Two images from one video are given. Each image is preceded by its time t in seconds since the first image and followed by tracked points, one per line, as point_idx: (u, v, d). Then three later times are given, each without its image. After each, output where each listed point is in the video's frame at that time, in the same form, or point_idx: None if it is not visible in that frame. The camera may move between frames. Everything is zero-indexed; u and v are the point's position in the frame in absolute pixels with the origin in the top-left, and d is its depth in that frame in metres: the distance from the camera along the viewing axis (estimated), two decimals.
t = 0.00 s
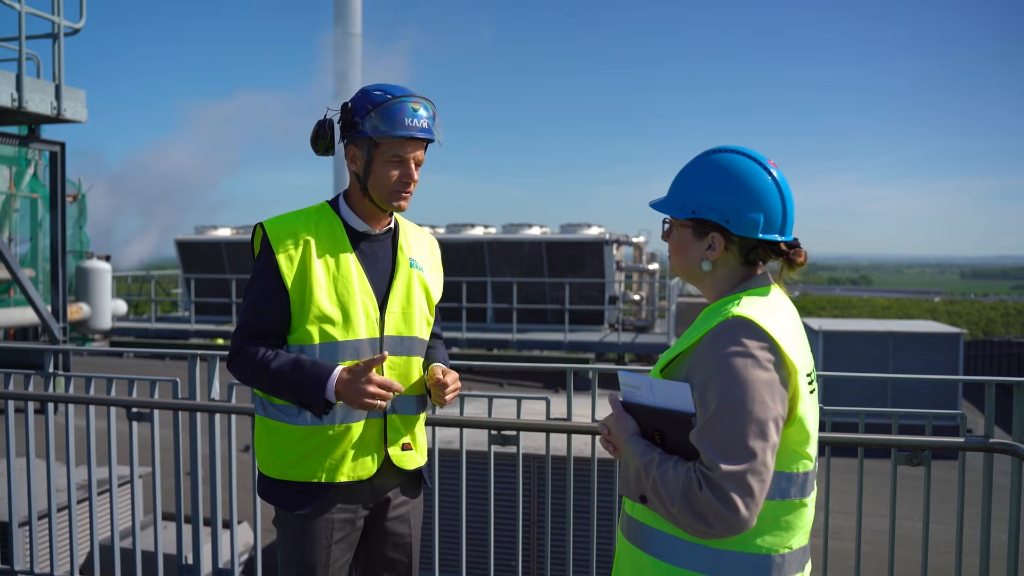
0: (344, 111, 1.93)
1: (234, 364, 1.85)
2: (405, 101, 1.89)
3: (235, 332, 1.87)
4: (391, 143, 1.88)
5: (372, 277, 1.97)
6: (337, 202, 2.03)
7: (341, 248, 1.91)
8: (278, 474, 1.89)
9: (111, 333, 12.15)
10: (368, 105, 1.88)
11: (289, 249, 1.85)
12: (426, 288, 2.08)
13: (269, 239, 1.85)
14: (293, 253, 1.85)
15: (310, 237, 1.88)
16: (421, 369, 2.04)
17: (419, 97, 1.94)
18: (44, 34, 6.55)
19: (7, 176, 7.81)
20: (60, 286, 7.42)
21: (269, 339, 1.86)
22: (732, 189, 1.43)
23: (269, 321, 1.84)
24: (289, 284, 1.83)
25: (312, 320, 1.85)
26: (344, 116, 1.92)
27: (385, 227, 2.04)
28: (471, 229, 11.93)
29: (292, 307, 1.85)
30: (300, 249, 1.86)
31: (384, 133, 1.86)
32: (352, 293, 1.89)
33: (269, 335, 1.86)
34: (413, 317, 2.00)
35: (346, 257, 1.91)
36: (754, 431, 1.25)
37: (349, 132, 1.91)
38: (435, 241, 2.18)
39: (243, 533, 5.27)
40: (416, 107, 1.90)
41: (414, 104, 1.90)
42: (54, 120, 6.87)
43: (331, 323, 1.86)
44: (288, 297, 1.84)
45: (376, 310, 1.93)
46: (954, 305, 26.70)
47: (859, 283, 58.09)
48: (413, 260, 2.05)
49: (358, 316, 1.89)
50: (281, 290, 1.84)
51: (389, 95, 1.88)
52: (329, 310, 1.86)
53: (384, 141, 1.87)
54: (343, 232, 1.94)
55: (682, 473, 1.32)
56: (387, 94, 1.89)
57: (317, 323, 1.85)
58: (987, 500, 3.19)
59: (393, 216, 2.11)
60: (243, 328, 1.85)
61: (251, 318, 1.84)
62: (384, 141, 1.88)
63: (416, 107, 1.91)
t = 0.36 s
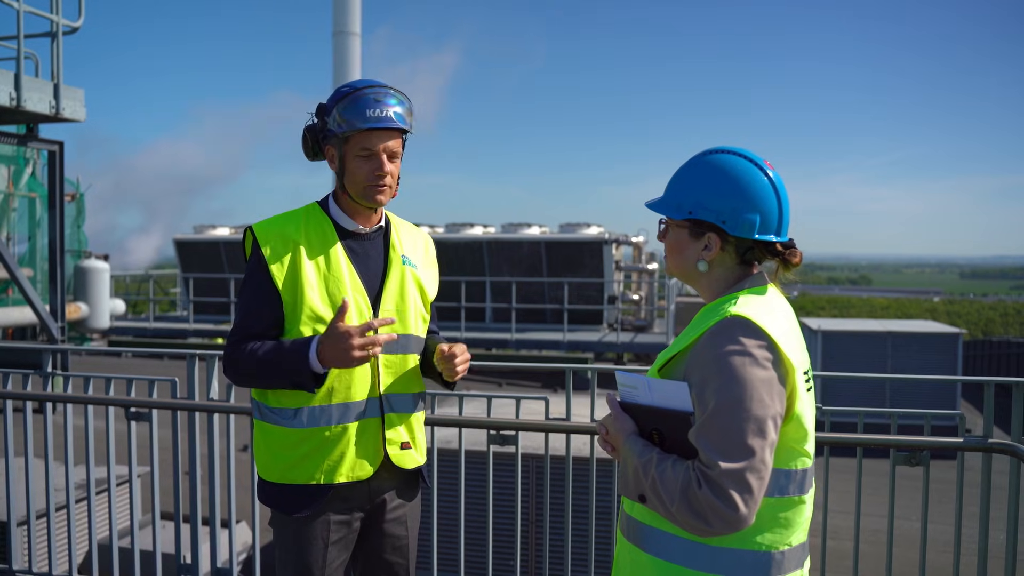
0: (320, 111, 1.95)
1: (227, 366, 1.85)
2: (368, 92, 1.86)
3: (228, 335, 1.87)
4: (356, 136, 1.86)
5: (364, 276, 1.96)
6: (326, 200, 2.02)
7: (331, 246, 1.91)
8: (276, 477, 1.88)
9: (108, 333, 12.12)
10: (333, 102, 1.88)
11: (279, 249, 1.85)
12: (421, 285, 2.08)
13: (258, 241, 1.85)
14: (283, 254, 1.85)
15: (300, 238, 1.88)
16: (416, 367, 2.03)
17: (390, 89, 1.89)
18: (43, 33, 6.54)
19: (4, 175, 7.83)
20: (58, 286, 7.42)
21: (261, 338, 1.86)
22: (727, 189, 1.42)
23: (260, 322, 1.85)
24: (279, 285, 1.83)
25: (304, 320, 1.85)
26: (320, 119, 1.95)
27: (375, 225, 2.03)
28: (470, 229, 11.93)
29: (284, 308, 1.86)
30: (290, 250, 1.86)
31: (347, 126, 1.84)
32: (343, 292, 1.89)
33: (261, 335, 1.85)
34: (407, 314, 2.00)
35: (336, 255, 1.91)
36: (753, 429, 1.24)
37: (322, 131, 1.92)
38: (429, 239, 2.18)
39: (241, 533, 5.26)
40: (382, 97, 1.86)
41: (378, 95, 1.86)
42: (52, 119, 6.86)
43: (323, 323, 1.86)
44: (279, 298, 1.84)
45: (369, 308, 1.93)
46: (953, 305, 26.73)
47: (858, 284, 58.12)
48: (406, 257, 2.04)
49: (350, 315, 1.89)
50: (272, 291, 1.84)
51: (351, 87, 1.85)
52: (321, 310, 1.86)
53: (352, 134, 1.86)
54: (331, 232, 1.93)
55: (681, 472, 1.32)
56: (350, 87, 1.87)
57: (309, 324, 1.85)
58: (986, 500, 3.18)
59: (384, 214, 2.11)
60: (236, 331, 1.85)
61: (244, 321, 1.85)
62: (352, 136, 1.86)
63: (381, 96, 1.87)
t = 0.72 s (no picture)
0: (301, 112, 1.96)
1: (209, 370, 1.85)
2: (342, 96, 1.85)
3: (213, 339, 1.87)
4: (329, 142, 1.86)
5: (351, 276, 1.97)
6: (312, 202, 2.03)
7: (316, 248, 1.91)
8: (272, 481, 1.89)
9: (107, 332, 12.09)
10: (310, 105, 1.88)
11: (263, 253, 1.84)
12: (412, 282, 2.08)
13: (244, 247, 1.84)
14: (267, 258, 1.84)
15: (285, 242, 1.88)
16: (410, 365, 2.04)
17: (365, 91, 1.88)
18: (42, 32, 6.54)
19: (3, 173, 7.84)
20: (57, 285, 7.41)
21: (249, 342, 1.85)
22: (728, 189, 1.43)
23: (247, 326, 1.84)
24: (265, 290, 1.83)
25: (291, 323, 1.84)
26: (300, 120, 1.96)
27: (361, 224, 2.04)
28: (469, 229, 11.94)
29: (271, 313, 1.85)
30: (275, 253, 1.85)
31: (322, 132, 1.84)
32: (331, 294, 1.89)
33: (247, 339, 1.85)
34: (397, 312, 2.00)
35: (322, 255, 1.91)
36: (759, 428, 1.25)
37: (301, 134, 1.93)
38: (420, 235, 2.19)
39: (241, 533, 5.25)
40: (358, 100, 1.85)
41: (352, 99, 1.85)
42: (51, 118, 6.85)
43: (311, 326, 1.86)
44: (266, 302, 1.84)
45: (357, 308, 1.93)
46: (950, 305, 26.77)
47: (857, 283, 58.13)
48: (394, 255, 2.04)
49: (339, 316, 1.89)
50: (258, 295, 1.84)
51: (327, 90, 1.85)
52: (309, 313, 1.86)
53: (329, 140, 1.86)
54: (317, 232, 1.94)
55: (688, 471, 1.32)
56: (326, 89, 1.87)
57: (297, 326, 1.85)
58: (984, 499, 3.19)
59: (372, 212, 2.11)
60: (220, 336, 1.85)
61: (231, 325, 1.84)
62: (328, 140, 1.86)
63: (357, 99, 1.86)
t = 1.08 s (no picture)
0: (289, 116, 1.92)
1: (210, 377, 1.86)
2: (340, 94, 1.85)
3: (211, 345, 1.88)
4: (332, 140, 1.85)
5: (343, 275, 1.96)
6: (300, 202, 2.02)
7: (307, 250, 1.90)
8: (268, 484, 1.89)
9: (106, 332, 12.08)
10: (306, 106, 1.87)
11: (254, 256, 1.83)
12: (404, 278, 2.08)
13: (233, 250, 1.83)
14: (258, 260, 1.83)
15: (275, 243, 1.87)
16: (405, 362, 2.03)
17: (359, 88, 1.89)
18: (42, 31, 6.53)
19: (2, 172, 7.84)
20: (57, 285, 7.40)
21: (245, 347, 1.85)
22: (732, 189, 1.43)
23: (243, 330, 1.84)
24: (255, 291, 1.82)
25: (283, 325, 1.84)
26: (288, 123, 1.92)
27: (351, 222, 2.03)
28: (468, 228, 11.95)
29: (263, 316, 1.84)
30: (265, 255, 1.84)
31: (325, 131, 1.83)
32: (322, 294, 1.88)
33: (244, 345, 1.85)
34: (391, 309, 2.00)
35: (313, 256, 1.90)
36: (769, 426, 1.25)
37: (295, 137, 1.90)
38: (412, 230, 2.19)
39: (240, 532, 5.25)
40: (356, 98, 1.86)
41: (350, 96, 1.85)
42: (51, 117, 6.85)
43: (303, 328, 1.86)
44: (255, 304, 1.83)
45: (349, 307, 1.92)
46: (949, 305, 26.79)
47: (857, 283, 58.14)
48: (386, 252, 2.04)
49: (330, 315, 1.89)
50: (247, 298, 1.83)
51: (323, 90, 1.85)
52: (300, 315, 1.85)
53: (331, 138, 1.85)
54: (306, 232, 1.93)
55: (697, 470, 1.32)
56: (321, 89, 1.86)
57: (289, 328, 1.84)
58: (984, 499, 3.18)
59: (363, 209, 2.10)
60: (216, 341, 1.86)
61: (223, 329, 1.85)
62: (331, 140, 1.85)
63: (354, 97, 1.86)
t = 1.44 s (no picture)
0: (303, 117, 1.89)
1: (205, 382, 1.84)
2: (365, 102, 1.87)
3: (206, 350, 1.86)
4: (358, 146, 1.86)
5: (341, 278, 1.96)
6: (296, 202, 2.02)
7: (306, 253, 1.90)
8: (269, 487, 1.88)
9: (106, 331, 12.07)
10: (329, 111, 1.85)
11: (253, 260, 1.82)
12: (400, 278, 2.08)
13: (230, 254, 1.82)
14: (257, 264, 1.82)
15: (274, 247, 1.86)
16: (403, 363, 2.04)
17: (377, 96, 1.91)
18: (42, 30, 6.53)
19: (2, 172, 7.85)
20: (56, 284, 7.38)
21: (241, 351, 1.85)
22: (734, 189, 1.43)
23: (239, 334, 1.83)
24: (255, 295, 1.81)
25: (284, 330, 1.83)
26: (302, 125, 1.89)
27: (349, 224, 2.03)
28: (468, 228, 11.96)
29: (263, 320, 1.84)
30: (264, 259, 1.84)
31: (353, 138, 1.84)
32: (322, 297, 1.88)
33: (240, 348, 1.84)
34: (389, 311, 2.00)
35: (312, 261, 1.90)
36: (772, 424, 1.25)
37: (310, 140, 1.87)
38: (405, 229, 2.19)
39: (240, 531, 5.25)
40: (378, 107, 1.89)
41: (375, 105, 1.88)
42: (50, 117, 6.85)
43: (305, 332, 1.85)
44: (254, 309, 1.82)
45: (349, 311, 1.92)
46: (949, 305, 26.79)
47: (857, 283, 58.15)
48: (382, 253, 2.04)
49: (330, 319, 1.88)
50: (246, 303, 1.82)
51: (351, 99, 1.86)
52: (301, 319, 1.85)
53: (355, 144, 1.85)
54: (304, 235, 1.93)
55: (701, 468, 1.32)
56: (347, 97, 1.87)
57: (290, 333, 1.83)
58: (984, 498, 3.18)
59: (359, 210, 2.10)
60: (212, 345, 1.84)
61: (219, 334, 1.83)
62: (354, 146, 1.86)
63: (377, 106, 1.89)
